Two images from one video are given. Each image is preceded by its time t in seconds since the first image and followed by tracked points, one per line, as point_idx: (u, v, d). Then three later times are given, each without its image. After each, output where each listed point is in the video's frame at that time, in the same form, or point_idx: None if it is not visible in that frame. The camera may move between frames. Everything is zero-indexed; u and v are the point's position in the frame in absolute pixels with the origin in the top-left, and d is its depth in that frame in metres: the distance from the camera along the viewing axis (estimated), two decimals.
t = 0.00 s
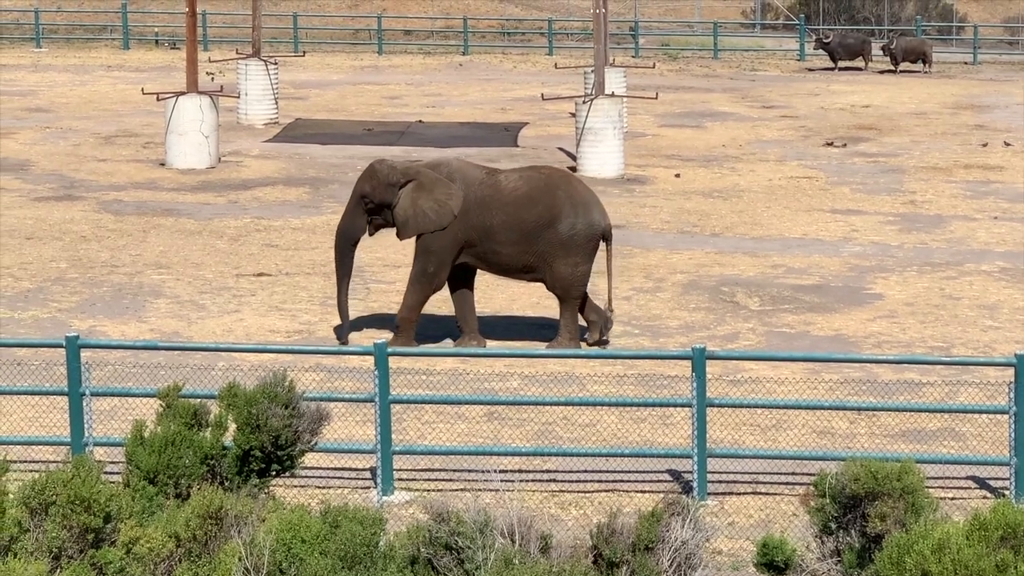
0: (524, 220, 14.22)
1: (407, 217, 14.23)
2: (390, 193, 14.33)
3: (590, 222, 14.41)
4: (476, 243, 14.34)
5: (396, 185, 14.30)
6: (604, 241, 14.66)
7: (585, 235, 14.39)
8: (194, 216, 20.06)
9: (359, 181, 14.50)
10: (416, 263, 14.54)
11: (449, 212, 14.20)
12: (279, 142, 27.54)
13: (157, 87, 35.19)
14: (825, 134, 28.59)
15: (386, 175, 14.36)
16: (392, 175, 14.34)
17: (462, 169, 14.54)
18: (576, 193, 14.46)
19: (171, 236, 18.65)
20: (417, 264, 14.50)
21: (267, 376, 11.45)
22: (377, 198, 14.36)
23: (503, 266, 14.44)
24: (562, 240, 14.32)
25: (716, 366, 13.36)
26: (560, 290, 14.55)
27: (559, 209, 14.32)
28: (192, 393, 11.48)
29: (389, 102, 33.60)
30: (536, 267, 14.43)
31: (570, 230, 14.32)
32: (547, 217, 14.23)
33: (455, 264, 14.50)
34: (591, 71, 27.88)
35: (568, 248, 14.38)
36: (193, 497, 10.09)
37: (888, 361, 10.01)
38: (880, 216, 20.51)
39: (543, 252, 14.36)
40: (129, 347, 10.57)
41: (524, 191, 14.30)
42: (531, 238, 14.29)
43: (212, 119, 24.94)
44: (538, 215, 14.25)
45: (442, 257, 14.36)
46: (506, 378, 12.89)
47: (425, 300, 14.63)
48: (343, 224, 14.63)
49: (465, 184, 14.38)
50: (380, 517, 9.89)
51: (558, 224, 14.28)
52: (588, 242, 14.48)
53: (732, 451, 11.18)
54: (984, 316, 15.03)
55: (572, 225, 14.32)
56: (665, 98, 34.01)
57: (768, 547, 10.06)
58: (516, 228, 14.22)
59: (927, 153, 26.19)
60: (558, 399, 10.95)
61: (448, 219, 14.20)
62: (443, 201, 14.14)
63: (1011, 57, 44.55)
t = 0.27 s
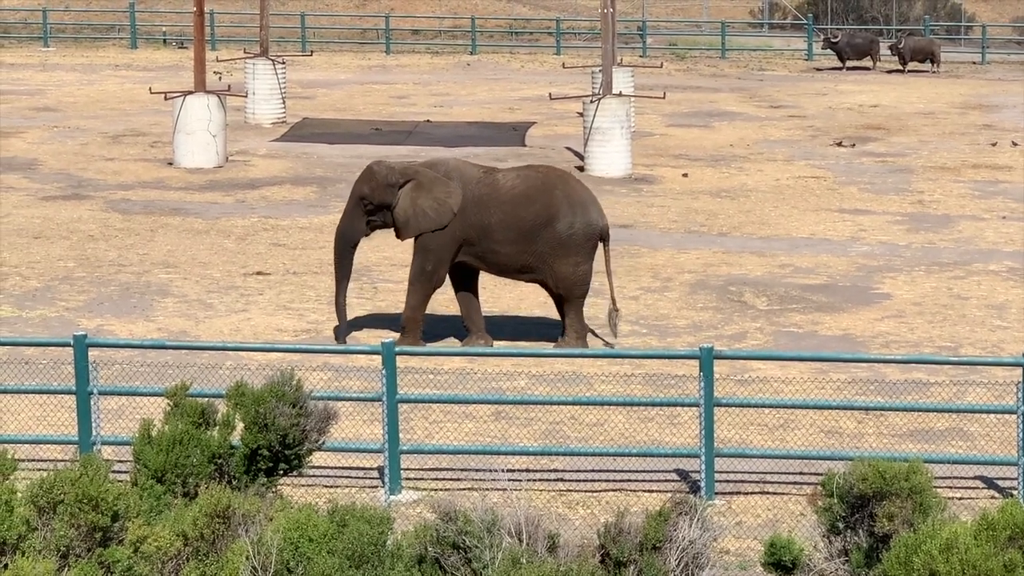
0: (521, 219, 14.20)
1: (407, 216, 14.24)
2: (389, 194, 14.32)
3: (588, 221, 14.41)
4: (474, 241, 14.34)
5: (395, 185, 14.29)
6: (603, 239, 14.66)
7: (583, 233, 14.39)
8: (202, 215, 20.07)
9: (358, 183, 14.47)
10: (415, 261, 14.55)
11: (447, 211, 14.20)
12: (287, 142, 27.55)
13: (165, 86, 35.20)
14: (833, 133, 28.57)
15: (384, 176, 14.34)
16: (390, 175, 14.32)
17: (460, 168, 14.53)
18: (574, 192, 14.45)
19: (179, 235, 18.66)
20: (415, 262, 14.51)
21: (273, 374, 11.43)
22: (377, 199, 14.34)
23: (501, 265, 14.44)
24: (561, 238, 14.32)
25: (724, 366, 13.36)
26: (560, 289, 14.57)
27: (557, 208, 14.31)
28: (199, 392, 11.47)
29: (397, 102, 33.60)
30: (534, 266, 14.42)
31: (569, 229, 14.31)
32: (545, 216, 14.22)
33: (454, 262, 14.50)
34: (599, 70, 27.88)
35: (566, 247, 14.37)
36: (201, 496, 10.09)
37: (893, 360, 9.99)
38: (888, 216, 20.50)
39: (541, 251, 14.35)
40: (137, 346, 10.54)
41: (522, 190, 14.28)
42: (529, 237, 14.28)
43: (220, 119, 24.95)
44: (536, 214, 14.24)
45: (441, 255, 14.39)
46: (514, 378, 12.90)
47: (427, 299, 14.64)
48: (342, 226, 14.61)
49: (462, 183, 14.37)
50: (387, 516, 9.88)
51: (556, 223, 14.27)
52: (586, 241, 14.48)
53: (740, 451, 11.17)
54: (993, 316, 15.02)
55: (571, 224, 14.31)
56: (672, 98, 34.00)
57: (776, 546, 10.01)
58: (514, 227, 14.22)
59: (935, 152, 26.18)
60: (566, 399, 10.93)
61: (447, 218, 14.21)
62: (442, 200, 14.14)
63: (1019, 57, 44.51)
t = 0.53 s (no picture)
0: (522, 216, 14.19)
1: (409, 214, 14.30)
2: (391, 191, 14.39)
3: (590, 219, 14.38)
4: (476, 239, 14.36)
5: (396, 182, 14.36)
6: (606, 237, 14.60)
7: (586, 231, 14.35)
8: (213, 213, 20.08)
9: (360, 180, 14.55)
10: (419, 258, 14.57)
11: (449, 208, 14.24)
12: (297, 139, 27.56)
13: (176, 83, 35.23)
14: (845, 131, 28.54)
15: (385, 173, 14.41)
16: (392, 172, 14.39)
17: (462, 165, 14.58)
18: (576, 190, 14.41)
19: (190, 232, 18.68)
20: (419, 259, 14.53)
21: (286, 372, 11.43)
22: (378, 196, 14.41)
23: (503, 263, 14.42)
24: (563, 236, 14.29)
25: (736, 364, 13.36)
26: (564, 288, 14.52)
27: (558, 205, 14.26)
28: (211, 389, 11.47)
29: (408, 99, 33.59)
30: (536, 264, 14.40)
31: (570, 227, 14.28)
32: (546, 213, 14.20)
33: (457, 259, 14.52)
34: (610, 68, 27.87)
35: (569, 245, 14.34)
36: (213, 493, 10.08)
37: (905, 359, 9.97)
38: (900, 213, 20.47)
39: (543, 249, 14.33)
40: (150, 344, 10.53)
41: (523, 187, 14.28)
42: (530, 235, 14.26)
43: (231, 116, 24.96)
44: (538, 211, 14.22)
45: (444, 252, 14.41)
46: (525, 376, 12.90)
47: (434, 296, 14.59)
48: (344, 224, 14.65)
49: (464, 180, 14.40)
50: (399, 513, 9.86)
51: (557, 221, 14.24)
52: (589, 238, 14.43)
53: (751, 449, 11.16)
54: (1006, 314, 15.00)
55: (573, 221, 14.28)
56: (684, 95, 33.98)
57: (788, 545, 9.93)
58: (515, 224, 14.20)
59: (947, 150, 26.14)
60: (578, 396, 10.92)
61: (449, 214, 14.24)
62: (444, 197, 14.19)
63: None
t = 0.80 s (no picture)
0: (524, 216, 14.17)
1: (409, 213, 14.28)
2: (391, 189, 14.35)
3: (591, 220, 14.36)
4: (477, 239, 14.35)
5: (397, 181, 14.33)
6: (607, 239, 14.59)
7: (588, 232, 14.33)
8: (223, 213, 20.10)
9: (360, 178, 14.50)
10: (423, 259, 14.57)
11: (449, 207, 14.22)
12: (308, 139, 27.59)
13: (186, 84, 35.27)
14: (855, 131, 28.52)
15: (386, 172, 14.39)
16: (393, 171, 14.37)
17: (463, 165, 14.56)
18: (576, 191, 14.38)
19: (200, 232, 18.71)
20: (423, 259, 14.54)
21: (296, 372, 11.43)
22: (378, 194, 14.36)
23: (504, 263, 14.40)
24: (565, 237, 14.27)
25: (745, 364, 13.37)
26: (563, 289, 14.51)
27: (559, 206, 14.24)
28: (220, 389, 11.47)
29: (418, 100, 33.61)
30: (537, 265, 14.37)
31: (571, 228, 14.26)
32: (548, 215, 14.18)
33: (460, 259, 14.53)
34: (620, 68, 27.87)
35: (570, 246, 14.31)
36: (223, 493, 10.08)
37: (916, 359, 9.92)
38: (910, 214, 20.45)
39: (544, 250, 14.31)
40: (160, 344, 10.52)
41: (524, 188, 14.25)
42: (531, 236, 14.23)
43: (242, 116, 24.97)
44: (539, 212, 14.20)
45: (447, 251, 14.42)
46: (536, 376, 12.90)
47: (440, 296, 14.63)
48: (344, 223, 14.58)
49: (464, 180, 14.38)
50: (409, 513, 9.84)
51: (558, 222, 14.22)
52: (590, 240, 14.42)
53: (762, 448, 11.15)
54: (1017, 315, 14.97)
55: (574, 222, 14.26)
56: (694, 95, 33.98)
57: (798, 544, 9.92)
58: (517, 225, 14.18)
59: (958, 150, 26.11)
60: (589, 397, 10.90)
61: (450, 213, 14.23)
62: (445, 196, 14.17)
63: None
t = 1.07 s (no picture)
0: (521, 221, 14.13)
1: (405, 215, 14.36)
2: (387, 191, 14.52)
3: (590, 224, 14.25)
4: (476, 243, 14.35)
5: (394, 183, 14.47)
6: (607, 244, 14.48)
7: (586, 236, 14.22)
8: (229, 217, 20.10)
9: (358, 181, 14.69)
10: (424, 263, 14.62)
11: (446, 210, 14.28)
12: (314, 143, 27.59)
13: (192, 87, 35.29)
14: (861, 135, 28.50)
15: (383, 175, 14.54)
16: (390, 173, 14.51)
17: (462, 169, 14.62)
18: (576, 196, 14.30)
19: (206, 236, 18.71)
20: (425, 263, 14.58)
21: (302, 375, 11.45)
22: (374, 196, 14.54)
23: (503, 268, 14.36)
24: (563, 242, 14.18)
25: (751, 368, 13.37)
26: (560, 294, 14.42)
27: (558, 211, 14.16)
28: (227, 393, 11.48)
29: (424, 103, 33.61)
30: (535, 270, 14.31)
31: (570, 233, 14.16)
32: (545, 219, 14.11)
33: (460, 263, 14.54)
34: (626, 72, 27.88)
35: (569, 252, 14.22)
36: (229, 497, 10.08)
37: (923, 363, 9.89)
38: (917, 218, 20.43)
39: (543, 255, 14.24)
40: (165, 348, 10.52)
41: (522, 192, 14.23)
42: (530, 240, 14.18)
43: (248, 120, 24.98)
44: (537, 216, 14.14)
45: (448, 255, 14.44)
46: (542, 380, 12.91)
47: (444, 300, 14.65)
48: (342, 224, 14.79)
49: (463, 184, 14.43)
50: (414, 517, 9.82)
51: (557, 227, 14.14)
52: (590, 244, 14.31)
53: (768, 453, 11.13)
54: None
55: (573, 227, 14.15)
56: (700, 100, 33.98)
57: (804, 549, 9.89)
58: (515, 229, 14.15)
59: (964, 154, 26.09)
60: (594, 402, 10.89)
61: (446, 216, 14.29)
62: (441, 199, 14.24)
63: None
